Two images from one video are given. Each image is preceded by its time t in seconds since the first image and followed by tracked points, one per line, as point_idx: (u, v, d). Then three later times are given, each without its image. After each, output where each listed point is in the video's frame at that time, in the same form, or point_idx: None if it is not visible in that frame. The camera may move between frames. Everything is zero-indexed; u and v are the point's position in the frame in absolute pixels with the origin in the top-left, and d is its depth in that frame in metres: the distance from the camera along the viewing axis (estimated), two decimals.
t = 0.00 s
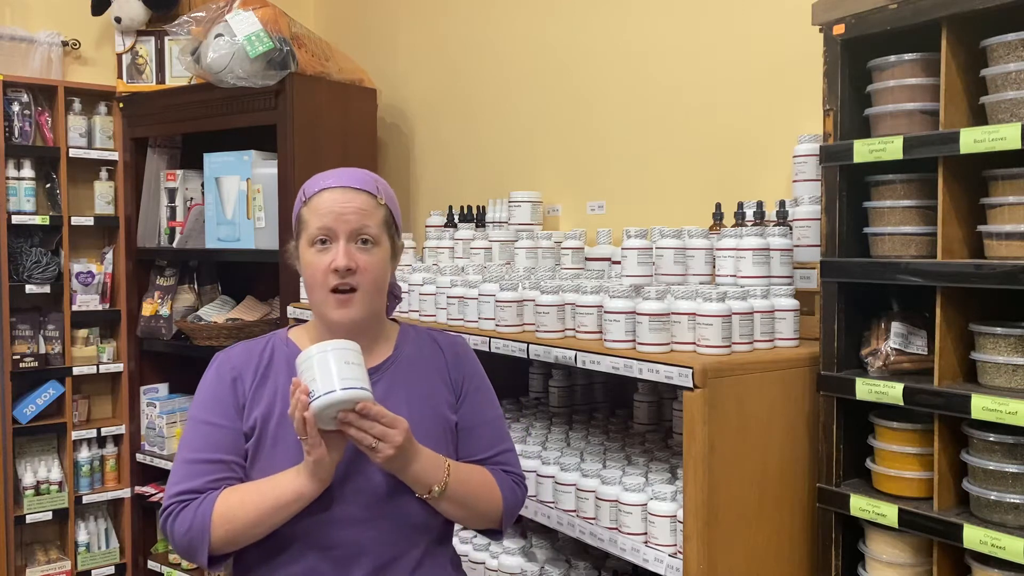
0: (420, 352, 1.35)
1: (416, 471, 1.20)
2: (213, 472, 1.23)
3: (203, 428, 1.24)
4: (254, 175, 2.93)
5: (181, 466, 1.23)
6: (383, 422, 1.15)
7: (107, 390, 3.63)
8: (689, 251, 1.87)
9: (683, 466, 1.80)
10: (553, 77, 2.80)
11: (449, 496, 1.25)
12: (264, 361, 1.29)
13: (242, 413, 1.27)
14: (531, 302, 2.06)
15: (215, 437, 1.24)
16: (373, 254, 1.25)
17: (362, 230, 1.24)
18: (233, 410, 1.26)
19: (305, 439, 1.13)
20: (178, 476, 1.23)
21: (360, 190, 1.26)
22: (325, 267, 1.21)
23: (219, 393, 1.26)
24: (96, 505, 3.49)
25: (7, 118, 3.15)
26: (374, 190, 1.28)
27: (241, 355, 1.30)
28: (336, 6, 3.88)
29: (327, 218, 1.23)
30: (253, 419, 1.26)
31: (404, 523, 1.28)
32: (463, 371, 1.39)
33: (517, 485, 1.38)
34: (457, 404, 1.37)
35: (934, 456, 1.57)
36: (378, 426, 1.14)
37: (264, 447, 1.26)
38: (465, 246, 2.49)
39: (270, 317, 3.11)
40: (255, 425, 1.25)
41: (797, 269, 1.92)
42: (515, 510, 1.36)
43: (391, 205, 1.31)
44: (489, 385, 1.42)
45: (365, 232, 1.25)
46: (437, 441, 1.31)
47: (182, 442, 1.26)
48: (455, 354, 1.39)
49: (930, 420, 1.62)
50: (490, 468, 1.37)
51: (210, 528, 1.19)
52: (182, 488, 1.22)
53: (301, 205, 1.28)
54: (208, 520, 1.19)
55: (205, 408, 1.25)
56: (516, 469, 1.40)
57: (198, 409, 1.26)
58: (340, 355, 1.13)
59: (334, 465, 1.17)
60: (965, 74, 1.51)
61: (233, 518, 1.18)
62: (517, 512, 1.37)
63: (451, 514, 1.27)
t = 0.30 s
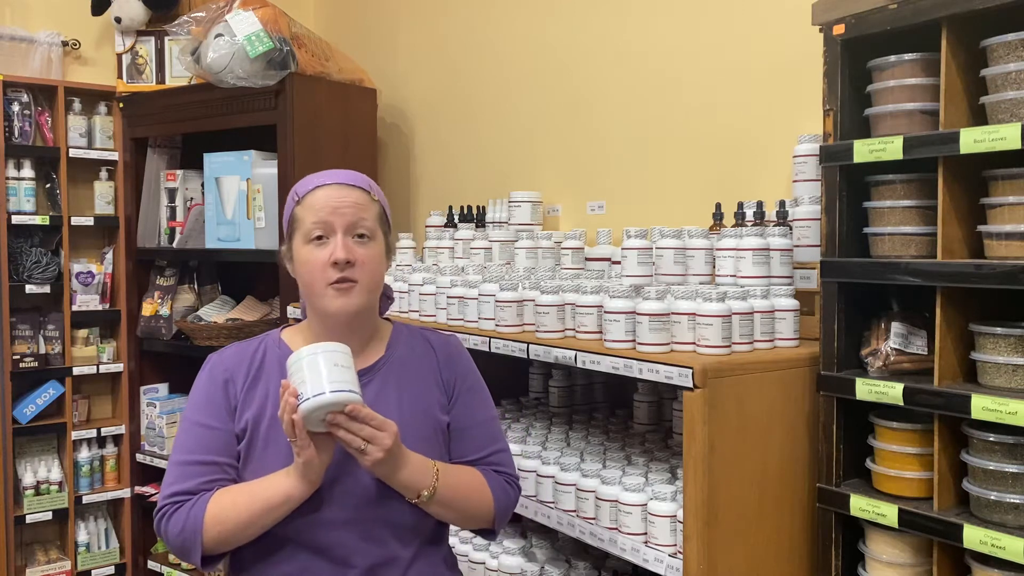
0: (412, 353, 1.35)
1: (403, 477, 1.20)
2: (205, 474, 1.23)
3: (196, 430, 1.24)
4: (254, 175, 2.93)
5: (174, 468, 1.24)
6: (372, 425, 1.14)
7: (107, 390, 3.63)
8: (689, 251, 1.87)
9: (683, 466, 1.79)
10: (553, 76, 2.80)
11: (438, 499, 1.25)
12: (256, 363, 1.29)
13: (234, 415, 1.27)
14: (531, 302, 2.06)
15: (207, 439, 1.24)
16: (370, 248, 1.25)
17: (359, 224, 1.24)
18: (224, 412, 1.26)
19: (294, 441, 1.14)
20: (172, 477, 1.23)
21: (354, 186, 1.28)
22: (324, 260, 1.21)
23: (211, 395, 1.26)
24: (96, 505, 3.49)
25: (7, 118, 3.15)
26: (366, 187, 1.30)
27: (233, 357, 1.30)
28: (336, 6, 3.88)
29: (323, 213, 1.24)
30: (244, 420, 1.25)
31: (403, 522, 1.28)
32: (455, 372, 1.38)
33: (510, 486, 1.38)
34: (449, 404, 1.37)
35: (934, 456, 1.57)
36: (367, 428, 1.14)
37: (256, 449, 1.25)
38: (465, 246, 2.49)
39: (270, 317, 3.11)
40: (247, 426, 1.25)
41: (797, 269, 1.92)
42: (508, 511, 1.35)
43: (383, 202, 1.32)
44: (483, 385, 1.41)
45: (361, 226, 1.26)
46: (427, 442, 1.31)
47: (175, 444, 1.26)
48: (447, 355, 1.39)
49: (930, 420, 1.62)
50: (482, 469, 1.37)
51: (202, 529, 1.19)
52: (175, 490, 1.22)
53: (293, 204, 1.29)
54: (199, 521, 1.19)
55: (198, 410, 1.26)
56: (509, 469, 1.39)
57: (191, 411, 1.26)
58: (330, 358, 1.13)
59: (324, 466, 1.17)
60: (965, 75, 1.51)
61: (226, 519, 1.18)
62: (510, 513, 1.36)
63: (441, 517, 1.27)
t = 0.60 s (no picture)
0: (411, 354, 1.34)
1: (401, 478, 1.20)
2: (204, 473, 1.23)
3: (195, 429, 1.24)
4: (254, 175, 2.93)
5: (173, 467, 1.24)
6: (372, 425, 1.14)
7: (107, 389, 3.63)
8: (689, 251, 1.87)
9: (683, 466, 1.79)
10: (552, 76, 2.80)
11: (437, 500, 1.25)
12: (256, 363, 1.29)
13: (234, 415, 1.27)
14: (531, 302, 2.06)
15: (207, 439, 1.24)
16: (365, 240, 1.26)
17: (351, 217, 1.25)
18: (224, 412, 1.26)
19: (292, 442, 1.14)
20: (171, 477, 1.23)
21: (342, 183, 1.29)
22: (322, 255, 1.21)
23: (211, 394, 1.26)
24: (96, 505, 3.49)
25: (7, 118, 3.15)
26: (354, 183, 1.31)
27: (233, 356, 1.29)
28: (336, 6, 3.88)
29: (315, 210, 1.24)
30: (244, 420, 1.25)
31: (402, 522, 1.28)
32: (455, 373, 1.38)
33: (508, 487, 1.38)
34: (449, 405, 1.37)
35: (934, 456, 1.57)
36: (366, 428, 1.14)
37: (256, 449, 1.25)
38: (465, 246, 2.49)
39: (270, 317, 3.11)
40: (246, 426, 1.25)
41: (797, 269, 1.92)
42: (505, 512, 1.35)
43: (373, 197, 1.33)
44: (482, 386, 1.41)
45: (354, 220, 1.26)
46: (426, 443, 1.31)
47: (175, 444, 1.26)
48: (447, 355, 1.39)
49: (930, 420, 1.62)
50: (481, 470, 1.36)
51: (200, 529, 1.19)
52: (174, 489, 1.22)
53: (284, 209, 1.29)
54: (198, 521, 1.19)
55: (198, 409, 1.26)
56: (507, 470, 1.39)
57: (191, 410, 1.26)
58: (326, 358, 1.13)
59: (322, 467, 1.17)
60: (965, 74, 1.51)
61: (224, 519, 1.18)
62: (508, 514, 1.36)
63: (439, 518, 1.27)
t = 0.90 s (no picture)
0: (416, 353, 1.35)
1: (408, 475, 1.20)
2: (209, 472, 1.23)
3: (199, 428, 1.24)
4: (254, 175, 2.93)
5: (177, 466, 1.23)
6: (380, 422, 1.15)
7: (107, 389, 3.63)
8: (689, 251, 1.87)
9: (683, 466, 1.79)
10: (552, 76, 2.81)
11: (443, 498, 1.25)
12: (260, 362, 1.29)
13: (238, 414, 1.26)
14: (531, 302, 2.06)
15: (211, 437, 1.24)
16: (362, 241, 1.25)
17: (348, 218, 1.24)
18: (229, 411, 1.26)
19: (301, 438, 1.14)
20: (174, 476, 1.22)
21: (340, 183, 1.28)
22: (318, 258, 1.22)
23: (215, 393, 1.26)
24: (96, 505, 3.49)
25: (7, 118, 3.15)
26: (353, 181, 1.30)
27: (238, 355, 1.29)
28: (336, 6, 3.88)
29: (313, 212, 1.24)
30: (249, 419, 1.25)
31: (406, 522, 1.28)
32: (459, 373, 1.38)
33: (512, 487, 1.38)
34: (453, 405, 1.37)
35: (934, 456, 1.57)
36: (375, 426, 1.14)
37: (260, 448, 1.25)
38: (465, 246, 2.49)
39: (270, 317, 3.11)
40: (251, 425, 1.25)
41: (797, 269, 1.92)
42: (509, 512, 1.35)
43: (372, 195, 1.32)
44: (485, 386, 1.42)
45: (351, 221, 1.25)
46: (431, 443, 1.31)
47: (178, 442, 1.25)
48: (451, 355, 1.39)
49: (930, 420, 1.62)
50: (484, 469, 1.37)
51: (205, 528, 1.19)
52: (178, 488, 1.22)
53: (283, 209, 1.29)
54: (202, 520, 1.19)
55: (202, 408, 1.25)
56: (511, 470, 1.39)
57: (194, 409, 1.25)
58: (336, 353, 1.14)
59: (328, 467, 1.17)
60: (965, 74, 1.51)
61: (229, 519, 1.18)
62: (512, 514, 1.36)
63: (445, 517, 1.27)
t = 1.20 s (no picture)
0: (423, 355, 1.34)
1: (419, 476, 1.20)
2: (214, 472, 1.23)
3: (205, 427, 1.24)
4: (254, 175, 2.93)
5: (182, 466, 1.23)
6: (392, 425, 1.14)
7: (107, 389, 3.63)
8: (689, 251, 1.87)
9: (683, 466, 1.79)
10: (552, 76, 2.80)
11: (451, 500, 1.25)
12: (268, 361, 1.29)
13: (245, 413, 1.26)
14: (531, 302, 2.06)
15: (218, 437, 1.24)
16: (356, 244, 1.24)
17: (340, 222, 1.23)
18: (236, 410, 1.26)
19: (311, 442, 1.13)
20: (179, 475, 1.22)
21: (334, 185, 1.27)
22: (310, 264, 1.21)
23: (222, 392, 1.26)
24: (96, 505, 3.49)
25: (7, 118, 3.15)
26: (349, 182, 1.28)
27: (244, 354, 1.29)
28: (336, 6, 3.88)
29: (306, 217, 1.24)
30: (256, 419, 1.25)
31: (410, 524, 1.28)
32: (465, 375, 1.38)
33: (516, 489, 1.38)
34: (459, 407, 1.37)
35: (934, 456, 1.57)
36: (386, 429, 1.14)
37: (267, 448, 1.25)
38: (464, 246, 2.49)
39: (270, 317, 3.11)
40: (258, 425, 1.25)
41: (797, 268, 1.91)
42: (513, 515, 1.36)
43: (371, 195, 1.30)
44: (490, 389, 1.42)
45: (344, 224, 1.24)
46: (437, 445, 1.31)
47: (183, 441, 1.25)
48: (457, 357, 1.39)
49: (930, 420, 1.62)
50: (489, 472, 1.37)
51: (209, 529, 1.19)
52: (183, 487, 1.22)
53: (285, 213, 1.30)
54: (207, 521, 1.19)
55: (208, 406, 1.25)
56: (515, 473, 1.40)
57: (201, 408, 1.25)
58: (346, 358, 1.13)
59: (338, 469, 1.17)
60: (965, 74, 1.51)
61: (234, 520, 1.18)
62: (516, 517, 1.37)
63: (452, 519, 1.27)
